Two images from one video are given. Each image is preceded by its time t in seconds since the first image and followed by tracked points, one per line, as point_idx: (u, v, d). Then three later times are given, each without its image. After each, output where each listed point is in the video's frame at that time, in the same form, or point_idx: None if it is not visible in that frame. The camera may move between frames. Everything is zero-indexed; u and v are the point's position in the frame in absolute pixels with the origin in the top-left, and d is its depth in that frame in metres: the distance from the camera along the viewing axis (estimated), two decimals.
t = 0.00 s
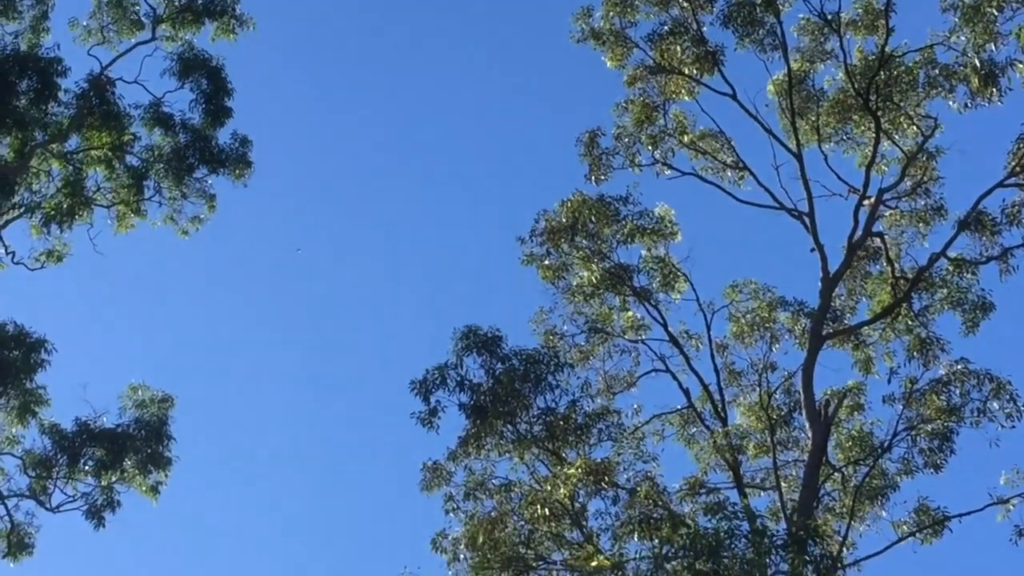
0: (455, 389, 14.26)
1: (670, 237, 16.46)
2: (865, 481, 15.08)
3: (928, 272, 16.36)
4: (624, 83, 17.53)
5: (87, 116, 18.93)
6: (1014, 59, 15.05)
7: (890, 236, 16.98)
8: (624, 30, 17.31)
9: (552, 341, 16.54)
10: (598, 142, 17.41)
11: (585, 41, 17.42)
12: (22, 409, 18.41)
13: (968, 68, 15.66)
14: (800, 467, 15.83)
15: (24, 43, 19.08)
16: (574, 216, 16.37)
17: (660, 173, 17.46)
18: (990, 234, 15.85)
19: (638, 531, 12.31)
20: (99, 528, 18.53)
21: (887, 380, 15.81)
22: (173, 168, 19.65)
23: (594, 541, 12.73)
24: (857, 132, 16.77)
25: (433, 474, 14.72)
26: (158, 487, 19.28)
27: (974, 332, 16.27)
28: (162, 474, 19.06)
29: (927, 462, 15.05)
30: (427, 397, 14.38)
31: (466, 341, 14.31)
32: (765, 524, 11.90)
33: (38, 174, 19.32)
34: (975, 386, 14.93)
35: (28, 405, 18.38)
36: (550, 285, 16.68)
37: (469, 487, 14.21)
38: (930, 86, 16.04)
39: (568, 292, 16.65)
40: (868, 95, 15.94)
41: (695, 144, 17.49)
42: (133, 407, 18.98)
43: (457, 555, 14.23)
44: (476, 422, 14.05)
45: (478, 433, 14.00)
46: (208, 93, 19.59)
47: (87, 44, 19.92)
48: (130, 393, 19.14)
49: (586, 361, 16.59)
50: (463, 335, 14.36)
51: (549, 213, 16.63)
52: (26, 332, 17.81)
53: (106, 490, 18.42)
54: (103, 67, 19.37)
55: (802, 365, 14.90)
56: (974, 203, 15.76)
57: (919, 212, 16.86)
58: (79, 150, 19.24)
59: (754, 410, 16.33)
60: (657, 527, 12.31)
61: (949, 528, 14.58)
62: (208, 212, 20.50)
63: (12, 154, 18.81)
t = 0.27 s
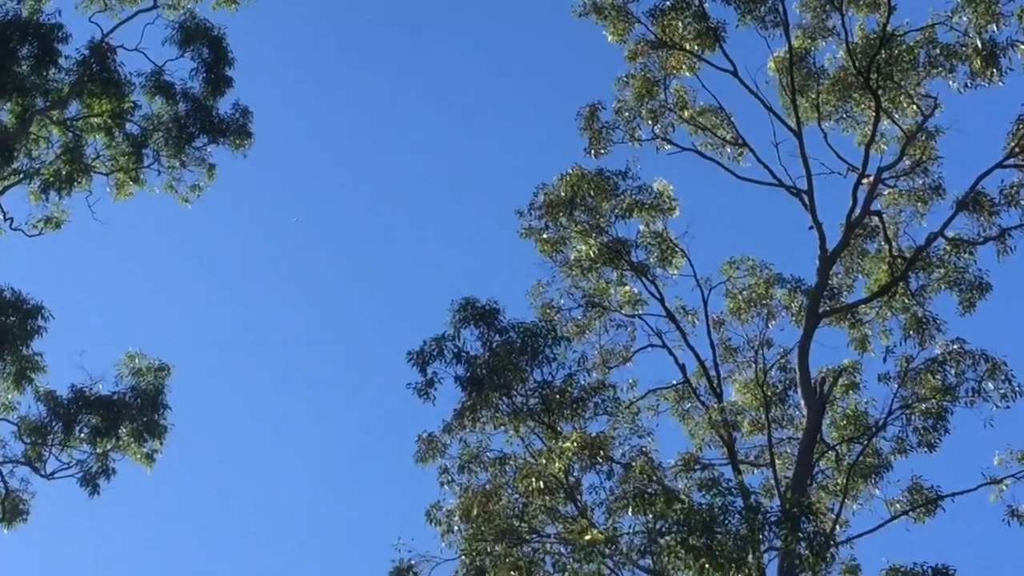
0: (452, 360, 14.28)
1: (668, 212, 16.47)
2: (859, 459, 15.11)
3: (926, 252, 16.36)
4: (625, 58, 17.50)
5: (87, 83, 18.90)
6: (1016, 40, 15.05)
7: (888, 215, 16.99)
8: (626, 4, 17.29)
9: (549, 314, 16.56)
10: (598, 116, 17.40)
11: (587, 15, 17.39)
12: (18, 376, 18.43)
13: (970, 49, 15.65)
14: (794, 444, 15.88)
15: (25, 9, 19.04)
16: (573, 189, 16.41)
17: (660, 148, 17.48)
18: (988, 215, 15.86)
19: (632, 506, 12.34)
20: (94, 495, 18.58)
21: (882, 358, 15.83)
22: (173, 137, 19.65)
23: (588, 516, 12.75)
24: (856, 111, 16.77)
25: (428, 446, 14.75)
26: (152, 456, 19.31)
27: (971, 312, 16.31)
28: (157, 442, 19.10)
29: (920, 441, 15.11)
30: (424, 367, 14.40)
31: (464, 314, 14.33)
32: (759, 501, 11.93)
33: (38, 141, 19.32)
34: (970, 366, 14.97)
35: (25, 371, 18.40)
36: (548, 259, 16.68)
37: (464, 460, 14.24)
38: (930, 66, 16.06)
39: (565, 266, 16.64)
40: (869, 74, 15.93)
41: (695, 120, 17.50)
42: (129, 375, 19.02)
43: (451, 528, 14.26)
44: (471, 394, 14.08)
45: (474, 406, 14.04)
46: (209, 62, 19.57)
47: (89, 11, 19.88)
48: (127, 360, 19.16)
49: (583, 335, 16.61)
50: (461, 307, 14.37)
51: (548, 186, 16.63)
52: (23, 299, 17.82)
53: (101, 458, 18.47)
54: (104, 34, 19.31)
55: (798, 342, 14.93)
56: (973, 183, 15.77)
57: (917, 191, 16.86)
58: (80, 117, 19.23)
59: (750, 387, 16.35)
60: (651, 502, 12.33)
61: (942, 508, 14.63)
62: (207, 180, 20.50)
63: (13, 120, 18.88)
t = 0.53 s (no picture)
0: (448, 347, 14.27)
1: (664, 201, 16.48)
2: (854, 448, 15.12)
3: (922, 242, 16.31)
4: (621, 47, 17.48)
5: (83, 69, 18.86)
6: (1014, 30, 15.01)
7: (884, 205, 16.98)
8: None
9: (544, 302, 16.56)
10: (595, 104, 17.38)
11: (583, 3, 17.36)
12: (12, 362, 18.41)
13: (968, 38, 15.61)
14: (789, 434, 15.88)
15: None
16: (569, 177, 16.33)
17: (656, 137, 17.46)
18: (985, 205, 15.86)
19: (627, 494, 12.34)
20: (88, 481, 18.58)
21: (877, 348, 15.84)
22: (169, 123, 19.62)
23: (582, 504, 12.74)
24: (853, 100, 16.76)
25: (422, 434, 14.75)
26: (147, 442, 19.31)
27: (967, 302, 16.32)
28: (152, 429, 19.10)
29: (915, 431, 15.11)
30: (420, 354, 14.39)
31: (461, 301, 14.33)
32: (754, 490, 11.94)
33: (33, 127, 19.29)
34: (965, 356, 14.97)
35: (19, 357, 18.38)
36: (543, 247, 16.67)
37: (458, 448, 14.23)
38: (927, 56, 16.04)
39: (561, 254, 16.65)
40: (866, 63, 15.90)
41: (691, 108, 17.50)
42: (124, 361, 19.02)
43: (446, 515, 14.26)
44: (466, 381, 14.11)
45: (468, 393, 14.09)
46: (205, 49, 19.57)
47: None
48: (122, 347, 19.16)
49: (578, 324, 16.60)
50: (458, 294, 14.37)
51: (544, 174, 16.60)
52: (18, 285, 17.79)
53: (95, 444, 18.47)
54: (100, 20, 19.26)
55: (794, 330, 14.92)
56: (970, 173, 15.75)
57: (913, 180, 16.84)
58: (75, 103, 19.22)
59: (744, 376, 16.34)
60: (646, 490, 12.34)
61: (936, 498, 14.64)
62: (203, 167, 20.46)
63: (10, 105, 18.80)
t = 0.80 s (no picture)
0: (445, 352, 14.28)
1: (661, 206, 16.49)
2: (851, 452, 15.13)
3: (918, 246, 16.34)
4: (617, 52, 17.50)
5: (79, 76, 18.87)
6: (1009, 33, 15.04)
7: (881, 209, 17.01)
8: None
9: (541, 307, 16.57)
10: (591, 109, 17.40)
11: (580, 8, 17.38)
12: (10, 368, 18.41)
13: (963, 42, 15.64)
14: (786, 438, 15.89)
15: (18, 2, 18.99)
16: (566, 182, 16.35)
17: (653, 142, 17.47)
18: (981, 209, 15.88)
19: (624, 499, 12.34)
20: (85, 488, 18.57)
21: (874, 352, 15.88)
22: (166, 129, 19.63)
23: (580, 509, 12.74)
24: (849, 104, 16.80)
25: (420, 439, 14.75)
26: (145, 448, 19.31)
27: (963, 306, 16.33)
28: (149, 434, 19.10)
29: (912, 435, 15.13)
30: (417, 359, 14.40)
31: (458, 306, 14.34)
32: (751, 495, 11.95)
33: (31, 133, 19.31)
34: (962, 360, 14.99)
35: (16, 363, 18.38)
36: (540, 251, 16.68)
37: (456, 453, 14.24)
38: (924, 60, 16.02)
39: (557, 259, 16.66)
40: (863, 67, 15.92)
41: (688, 113, 17.52)
42: (121, 367, 19.03)
43: (443, 521, 14.27)
44: (463, 387, 14.13)
45: (465, 399, 14.11)
46: (202, 54, 19.58)
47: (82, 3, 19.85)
48: (118, 353, 19.16)
49: (574, 328, 16.60)
50: (455, 299, 14.38)
51: (541, 179, 16.60)
52: (15, 292, 17.79)
53: (93, 450, 18.47)
54: (96, 26, 19.28)
55: (791, 334, 14.93)
56: (966, 177, 15.77)
57: (910, 184, 16.86)
58: (72, 109, 19.27)
59: (741, 380, 16.36)
60: (643, 495, 12.34)
61: (933, 502, 14.65)
62: (200, 174, 20.46)
63: (8, 112, 18.75)
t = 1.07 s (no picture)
0: (447, 365, 14.28)
1: (663, 217, 16.49)
2: (854, 464, 15.13)
3: (921, 257, 16.34)
4: (619, 63, 17.53)
5: (81, 90, 18.89)
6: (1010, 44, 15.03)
7: (883, 219, 17.01)
8: (620, 10, 17.28)
9: (543, 319, 16.56)
10: (593, 121, 17.41)
11: (581, 21, 17.41)
12: (12, 382, 18.41)
13: (963, 53, 15.63)
14: (788, 449, 15.87)
15: (19, 18, 19.02)
16: (568, 194, 16.39)
17: (654, 154, 17.47)
18: (983, 220, 15.87)
19: (627, 512, 12.34)
20: (88, 502, 18.57)
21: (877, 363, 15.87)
22: (167, 143, 19.63)
23: (583, 521, 12.74)
24: (851, 116, 16.80)
25: (422, 451, 14.75)
26: (148, 462, 19.31)
27: (966, 317, 16.33)
28: (152, 448, 19.09)
29: (915, 446, 15.12)
30: (419, 373, 14.40)
31: (460, 319, 14.33)
32: (754, 506, 11.94)
33: (33, 148, 19.33)
34: (964, 371, 14.97)
35: (19, 378, 18.38)
36: (542, 263, 16.68)
37: (458, 465, 14.24)
38: (926, 70, 16.00)
39: (559, 271, 16.64)
40: (864, 78, 15.95)
41: (689, 124, 17.52)
42: (123, 381, 19.03)
43: (446, 534, 14.26)
44: (466, 399, 14.12)
45: (468, 411, 14.10)
46: (203, 68, 19.59)
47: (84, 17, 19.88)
48: (121, 366, 19.16)
49: (576, 340, 16.58)
50: (457, 312, 14.37)
51: (543, 192, 16.61)
52: (17, 306, 17.79)
53: (95, 465, 18.46)
54: (98, 41, 19.31)
55: (793, 346, 14.93)
56: (968, 188, 15.78)
57: (912, 195, 16.86)
58: (74, 123, 19.27)
59: (744, 391, 16.35)
60: (646, 507, 12.34)
61: (937, 513, 14.65)
62: (201, 188, 20.47)
63: (9, 128, 18.75)
